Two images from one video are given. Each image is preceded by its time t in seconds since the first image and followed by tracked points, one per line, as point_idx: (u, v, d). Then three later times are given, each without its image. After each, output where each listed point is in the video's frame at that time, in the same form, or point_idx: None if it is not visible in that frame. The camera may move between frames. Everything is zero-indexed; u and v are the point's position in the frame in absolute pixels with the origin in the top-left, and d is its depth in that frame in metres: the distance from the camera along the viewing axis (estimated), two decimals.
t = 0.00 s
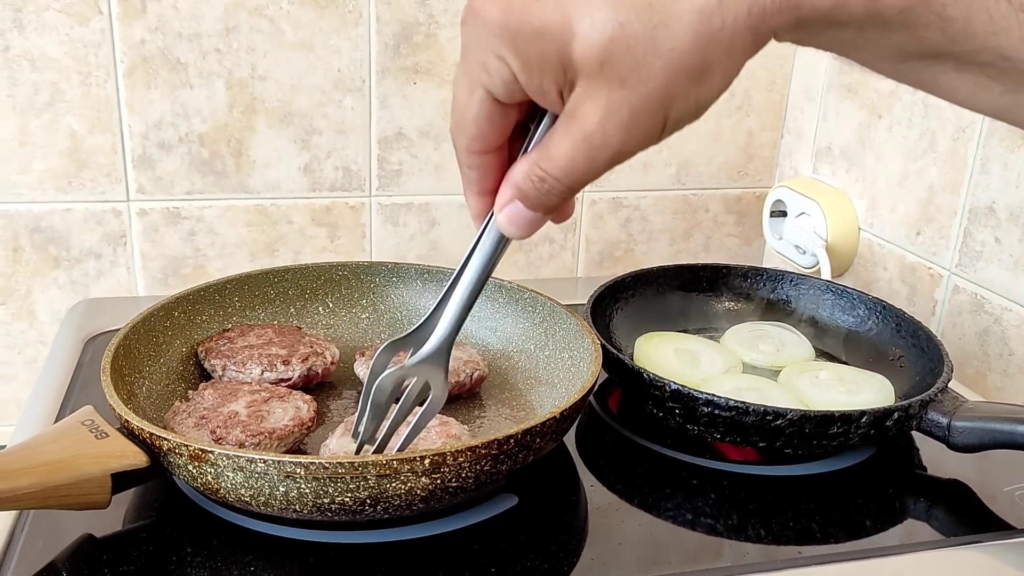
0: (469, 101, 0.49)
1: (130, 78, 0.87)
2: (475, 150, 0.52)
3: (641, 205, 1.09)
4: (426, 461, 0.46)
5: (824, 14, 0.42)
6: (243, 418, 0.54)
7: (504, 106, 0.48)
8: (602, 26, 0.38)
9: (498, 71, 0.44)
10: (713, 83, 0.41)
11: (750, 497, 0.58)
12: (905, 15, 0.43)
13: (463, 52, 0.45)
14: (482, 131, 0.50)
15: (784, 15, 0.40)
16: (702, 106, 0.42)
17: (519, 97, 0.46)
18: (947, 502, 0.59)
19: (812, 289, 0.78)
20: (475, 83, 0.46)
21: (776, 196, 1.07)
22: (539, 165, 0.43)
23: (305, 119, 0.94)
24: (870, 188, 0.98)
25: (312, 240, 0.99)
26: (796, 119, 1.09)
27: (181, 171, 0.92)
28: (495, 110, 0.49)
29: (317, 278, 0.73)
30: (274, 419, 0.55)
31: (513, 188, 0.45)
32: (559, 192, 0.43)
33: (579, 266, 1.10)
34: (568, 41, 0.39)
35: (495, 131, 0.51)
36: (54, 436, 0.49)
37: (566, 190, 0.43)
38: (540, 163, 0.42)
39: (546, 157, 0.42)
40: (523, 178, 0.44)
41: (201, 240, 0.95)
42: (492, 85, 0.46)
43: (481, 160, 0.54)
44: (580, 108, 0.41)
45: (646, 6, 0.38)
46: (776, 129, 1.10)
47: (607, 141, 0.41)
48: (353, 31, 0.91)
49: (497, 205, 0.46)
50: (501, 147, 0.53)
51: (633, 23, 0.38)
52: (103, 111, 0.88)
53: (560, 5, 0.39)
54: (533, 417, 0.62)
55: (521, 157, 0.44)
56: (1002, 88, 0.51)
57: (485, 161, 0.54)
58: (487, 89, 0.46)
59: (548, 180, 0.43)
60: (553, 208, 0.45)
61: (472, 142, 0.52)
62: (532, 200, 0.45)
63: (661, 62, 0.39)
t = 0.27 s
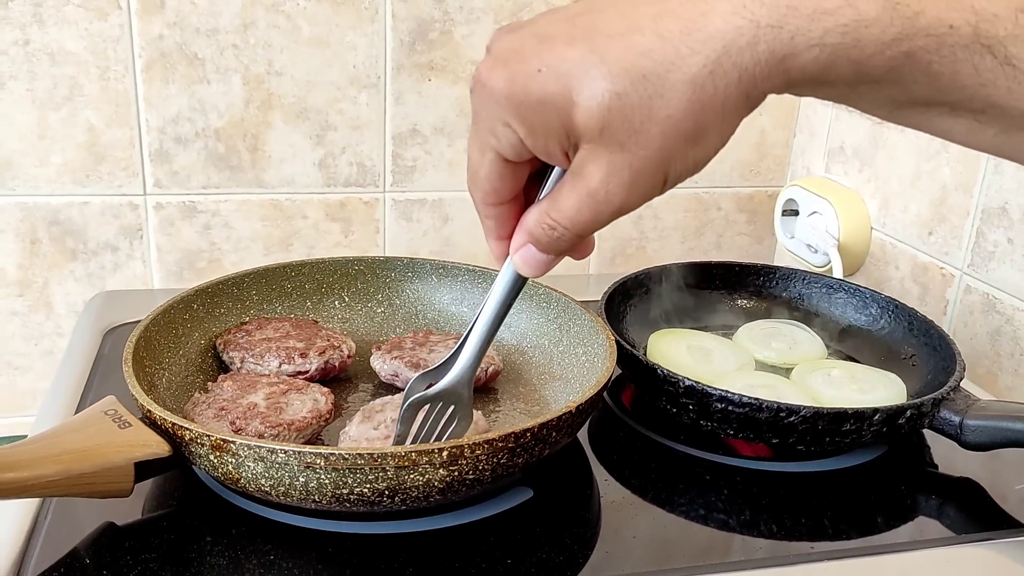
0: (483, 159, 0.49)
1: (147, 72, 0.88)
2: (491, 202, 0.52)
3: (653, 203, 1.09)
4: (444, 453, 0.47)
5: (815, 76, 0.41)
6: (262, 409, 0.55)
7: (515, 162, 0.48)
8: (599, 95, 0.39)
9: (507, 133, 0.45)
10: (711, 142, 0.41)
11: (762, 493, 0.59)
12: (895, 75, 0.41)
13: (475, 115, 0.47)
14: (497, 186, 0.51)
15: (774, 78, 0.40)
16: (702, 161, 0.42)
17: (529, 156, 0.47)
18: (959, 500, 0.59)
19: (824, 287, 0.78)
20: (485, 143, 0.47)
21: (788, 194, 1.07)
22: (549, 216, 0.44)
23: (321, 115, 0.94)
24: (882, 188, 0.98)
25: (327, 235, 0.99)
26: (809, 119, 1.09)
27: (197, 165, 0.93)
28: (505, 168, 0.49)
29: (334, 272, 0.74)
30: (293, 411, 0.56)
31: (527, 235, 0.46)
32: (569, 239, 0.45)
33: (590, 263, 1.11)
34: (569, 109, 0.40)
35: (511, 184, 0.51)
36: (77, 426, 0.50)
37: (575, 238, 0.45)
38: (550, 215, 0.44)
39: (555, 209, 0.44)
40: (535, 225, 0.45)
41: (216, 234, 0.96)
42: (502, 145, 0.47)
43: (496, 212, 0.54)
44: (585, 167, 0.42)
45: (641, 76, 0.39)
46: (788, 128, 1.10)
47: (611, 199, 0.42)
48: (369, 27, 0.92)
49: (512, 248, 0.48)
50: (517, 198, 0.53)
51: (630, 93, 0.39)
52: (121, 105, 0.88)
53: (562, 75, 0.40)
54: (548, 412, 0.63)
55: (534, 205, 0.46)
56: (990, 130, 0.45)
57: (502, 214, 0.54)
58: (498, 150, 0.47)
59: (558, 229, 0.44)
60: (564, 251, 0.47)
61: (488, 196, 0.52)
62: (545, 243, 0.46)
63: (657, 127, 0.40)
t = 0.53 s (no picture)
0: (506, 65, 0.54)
1: (160, 66, 0.88)
2: (510, 109, 0.57)
3: (662, 201, 1.08)
4: (458, 448, 0.47)
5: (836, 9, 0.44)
6: (275, 403, 0.55)
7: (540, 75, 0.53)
8: (617, 10, 0.42)
9: (533, 42, 0.48)
10: (723, 62, 0.43)
11: (773, 490, 0.59)
12: (909, 12, 0.46)
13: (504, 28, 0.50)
14: (516, 94, 0.56)
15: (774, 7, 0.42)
16: (714, 83, 0.44)
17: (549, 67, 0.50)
18: (969, 499, 0.59)
19: (835, 285, 0.78)
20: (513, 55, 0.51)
21: (798, 192, 1.06)
22: (564, 131, 0.46)
23: (332, 110, 0.94)
24: (893, 187, 0.97)
25: (337, 230, 0.99)
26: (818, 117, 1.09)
27: (209, 159, 0.92)
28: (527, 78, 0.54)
29: (345, 268, 0.74)
30: (306, 404, 0.56)
31: (541, 150, 0.48)
32: (581, 155, 0.47)
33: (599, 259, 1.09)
34: (588, 23, 0.43)
35: (530, 91, 0.55)
36: (93, 418, 0.50)
37: (587, 153, 0.47)
38: (564, 130, 0.46)
39: (571, 123, 0.46)
40: (550, 140, 0.47)
41: (227, 229, 0.96)
42: (527, 55, 0.50)
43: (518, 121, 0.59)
44: (601, 79, 0.44)
45: None
46: (798, 126, 1.10)
47: (623, 114, 0.45)
48: (381, 23, 0.92)
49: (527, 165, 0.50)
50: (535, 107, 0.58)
51: (646, 9, 0.41)
52: (133, 99, 0.88)
53: None
54: (559, 408, 0.63)
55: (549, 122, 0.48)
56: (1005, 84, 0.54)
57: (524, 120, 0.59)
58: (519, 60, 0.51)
59: (571, 144, 0.46)
60: (577, 168, 0.49)
61: (509, 103, 0.57)
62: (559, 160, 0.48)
63: (672, 43, 0.42)
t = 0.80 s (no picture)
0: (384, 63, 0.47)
1: (167, 61, 0.87)
2: (384, 108, 0.51)
3: (669, 198, 1.07)
4: (467, 444, 0.47)
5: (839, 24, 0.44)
6: (283, 398, 0.55)
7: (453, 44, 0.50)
8: (507, 60, 0.39)
9: (422, 69, 0.44)
10: (591, 129, 0.43)
11: (782, 488, 0.59)
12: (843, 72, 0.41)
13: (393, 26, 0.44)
14: (395, 97, 0.49)
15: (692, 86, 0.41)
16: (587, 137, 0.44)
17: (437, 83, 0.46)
18: (979, 499, 0.59)
19: (843, 284, 0.78)
20: (396, 66, 0.46)
21: (805, 191, 1.05)
22: (438, 137, 0.46)
23: (339, 105, 0.93)
24: (902, 185, 0.97)
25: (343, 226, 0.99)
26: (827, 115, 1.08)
27: (215, 154, 0.92)
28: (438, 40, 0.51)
29: (352, 263, 0.74)
30: (313, 400, 0.56)
31: (414, 142, 0.48)
32: (451, 159, 0.47)
33: (605, 257, 1.09)
34: (478, 68, 0.41)
35: (409, 98, 0.49)
36: (101, 412, 0.50)
37: (457, 160, 0.47)
38: (440, 136, 0.46)
39: (447, 132, 0.46)
40: (424, 136, 0.47)
41: (233, 224, 0.95)
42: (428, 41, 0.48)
43: (397, 116, 0.52)
44: (480, 114, 0.43)
45: (547, 66, 0.39)
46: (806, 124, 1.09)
47: (493, 145, 0.44)
48: (389, 18, 0.91)
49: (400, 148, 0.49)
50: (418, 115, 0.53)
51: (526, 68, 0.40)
52: (139, 93, 0.88)
53: (479, 34, 0.39)
54: (567, 404, 0.63)
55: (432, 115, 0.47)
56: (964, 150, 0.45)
57: (398, 117, 0.52)
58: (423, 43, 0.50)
59: (443, 150, 0.47)
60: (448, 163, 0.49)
61: (387, 104, 0.50)
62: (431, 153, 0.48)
63: (548, 108, 0.41)
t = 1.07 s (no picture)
0: (338, 159, 0.54)
1: (171, 57, 0.87)
2: (335, 195, 0.57)
3: (674, 196, 1.07)
4: (473, 442, 0.46)
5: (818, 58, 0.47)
6: (289, 397, 0.55)
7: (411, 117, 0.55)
8: (462, 160, 0.49)
9: (377, 168, 0.52)
10: (544, 210, 0.52)
11: (788, 488, 0.59)
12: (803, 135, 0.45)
13: (343, 131, 0.51)
14: (345, 187, 0.56)
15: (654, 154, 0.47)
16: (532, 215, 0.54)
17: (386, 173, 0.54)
18: (985, 499, 0.58)
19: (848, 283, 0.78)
20: (348, 163, 0.53)
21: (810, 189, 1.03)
22: (394, 217, 0.56)
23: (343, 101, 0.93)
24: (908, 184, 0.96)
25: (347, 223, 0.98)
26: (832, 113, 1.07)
27: (219, 151, 0.92)
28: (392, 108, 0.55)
29: (356, 261, 0.74)
30: (319, 399, 0.55)
31: (367, 217, 0.57)
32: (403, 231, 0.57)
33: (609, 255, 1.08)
34: (436, 167, 0.50)
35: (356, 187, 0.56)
36: (106, 409, 0.50)
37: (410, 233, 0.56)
38: (395, 214, 0.55)
39: (402, 211, 0.55)
40: (378, 213, 0.57)
41: (236, 221, 0.95)
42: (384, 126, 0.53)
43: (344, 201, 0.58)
44: (437, 203, 0.53)
45: (500, 166, 0.48)
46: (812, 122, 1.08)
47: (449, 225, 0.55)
48: (393, 15, 0.91)
49: (352, 223, 0.58)
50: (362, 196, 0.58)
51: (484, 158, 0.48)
52: (143, 89, 0.87)
53: (435, 139, 0.48)
54: (572, 402, 0.63)
55: (382, 195, 0.57)
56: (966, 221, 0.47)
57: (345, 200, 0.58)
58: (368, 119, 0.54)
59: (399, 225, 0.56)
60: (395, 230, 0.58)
61: (337, 191, 0.56)
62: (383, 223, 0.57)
63: (503, 198, 0.50)
